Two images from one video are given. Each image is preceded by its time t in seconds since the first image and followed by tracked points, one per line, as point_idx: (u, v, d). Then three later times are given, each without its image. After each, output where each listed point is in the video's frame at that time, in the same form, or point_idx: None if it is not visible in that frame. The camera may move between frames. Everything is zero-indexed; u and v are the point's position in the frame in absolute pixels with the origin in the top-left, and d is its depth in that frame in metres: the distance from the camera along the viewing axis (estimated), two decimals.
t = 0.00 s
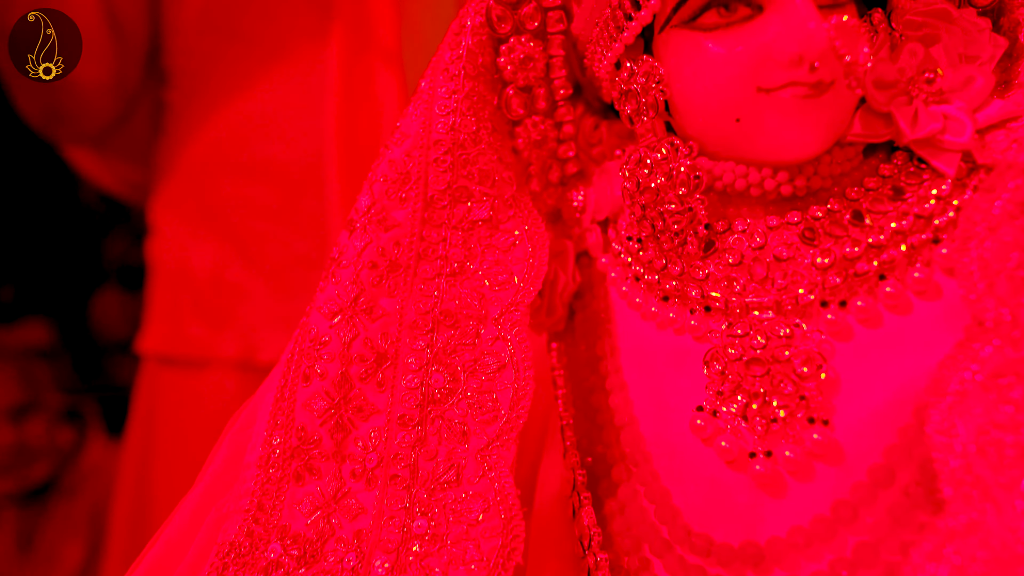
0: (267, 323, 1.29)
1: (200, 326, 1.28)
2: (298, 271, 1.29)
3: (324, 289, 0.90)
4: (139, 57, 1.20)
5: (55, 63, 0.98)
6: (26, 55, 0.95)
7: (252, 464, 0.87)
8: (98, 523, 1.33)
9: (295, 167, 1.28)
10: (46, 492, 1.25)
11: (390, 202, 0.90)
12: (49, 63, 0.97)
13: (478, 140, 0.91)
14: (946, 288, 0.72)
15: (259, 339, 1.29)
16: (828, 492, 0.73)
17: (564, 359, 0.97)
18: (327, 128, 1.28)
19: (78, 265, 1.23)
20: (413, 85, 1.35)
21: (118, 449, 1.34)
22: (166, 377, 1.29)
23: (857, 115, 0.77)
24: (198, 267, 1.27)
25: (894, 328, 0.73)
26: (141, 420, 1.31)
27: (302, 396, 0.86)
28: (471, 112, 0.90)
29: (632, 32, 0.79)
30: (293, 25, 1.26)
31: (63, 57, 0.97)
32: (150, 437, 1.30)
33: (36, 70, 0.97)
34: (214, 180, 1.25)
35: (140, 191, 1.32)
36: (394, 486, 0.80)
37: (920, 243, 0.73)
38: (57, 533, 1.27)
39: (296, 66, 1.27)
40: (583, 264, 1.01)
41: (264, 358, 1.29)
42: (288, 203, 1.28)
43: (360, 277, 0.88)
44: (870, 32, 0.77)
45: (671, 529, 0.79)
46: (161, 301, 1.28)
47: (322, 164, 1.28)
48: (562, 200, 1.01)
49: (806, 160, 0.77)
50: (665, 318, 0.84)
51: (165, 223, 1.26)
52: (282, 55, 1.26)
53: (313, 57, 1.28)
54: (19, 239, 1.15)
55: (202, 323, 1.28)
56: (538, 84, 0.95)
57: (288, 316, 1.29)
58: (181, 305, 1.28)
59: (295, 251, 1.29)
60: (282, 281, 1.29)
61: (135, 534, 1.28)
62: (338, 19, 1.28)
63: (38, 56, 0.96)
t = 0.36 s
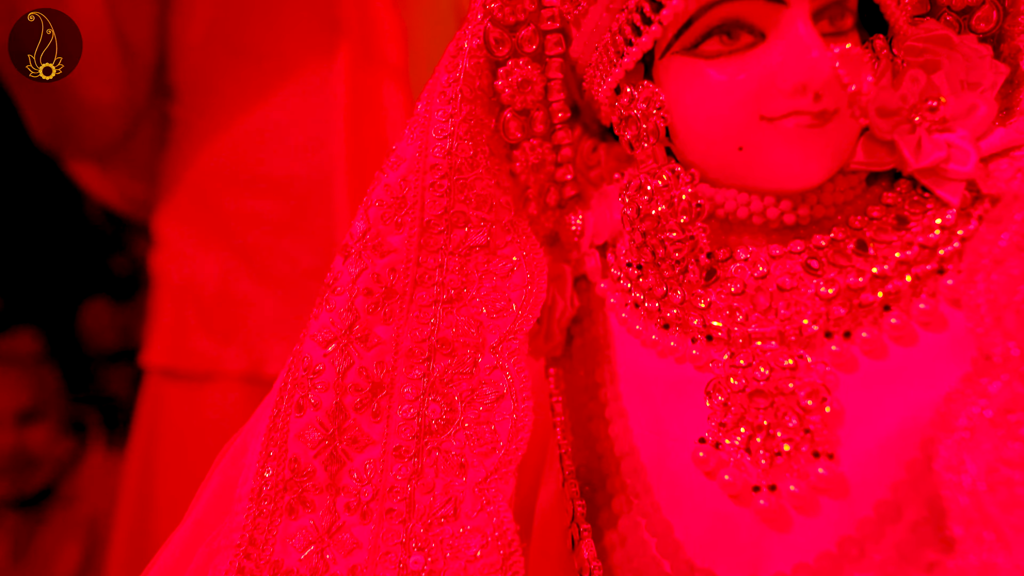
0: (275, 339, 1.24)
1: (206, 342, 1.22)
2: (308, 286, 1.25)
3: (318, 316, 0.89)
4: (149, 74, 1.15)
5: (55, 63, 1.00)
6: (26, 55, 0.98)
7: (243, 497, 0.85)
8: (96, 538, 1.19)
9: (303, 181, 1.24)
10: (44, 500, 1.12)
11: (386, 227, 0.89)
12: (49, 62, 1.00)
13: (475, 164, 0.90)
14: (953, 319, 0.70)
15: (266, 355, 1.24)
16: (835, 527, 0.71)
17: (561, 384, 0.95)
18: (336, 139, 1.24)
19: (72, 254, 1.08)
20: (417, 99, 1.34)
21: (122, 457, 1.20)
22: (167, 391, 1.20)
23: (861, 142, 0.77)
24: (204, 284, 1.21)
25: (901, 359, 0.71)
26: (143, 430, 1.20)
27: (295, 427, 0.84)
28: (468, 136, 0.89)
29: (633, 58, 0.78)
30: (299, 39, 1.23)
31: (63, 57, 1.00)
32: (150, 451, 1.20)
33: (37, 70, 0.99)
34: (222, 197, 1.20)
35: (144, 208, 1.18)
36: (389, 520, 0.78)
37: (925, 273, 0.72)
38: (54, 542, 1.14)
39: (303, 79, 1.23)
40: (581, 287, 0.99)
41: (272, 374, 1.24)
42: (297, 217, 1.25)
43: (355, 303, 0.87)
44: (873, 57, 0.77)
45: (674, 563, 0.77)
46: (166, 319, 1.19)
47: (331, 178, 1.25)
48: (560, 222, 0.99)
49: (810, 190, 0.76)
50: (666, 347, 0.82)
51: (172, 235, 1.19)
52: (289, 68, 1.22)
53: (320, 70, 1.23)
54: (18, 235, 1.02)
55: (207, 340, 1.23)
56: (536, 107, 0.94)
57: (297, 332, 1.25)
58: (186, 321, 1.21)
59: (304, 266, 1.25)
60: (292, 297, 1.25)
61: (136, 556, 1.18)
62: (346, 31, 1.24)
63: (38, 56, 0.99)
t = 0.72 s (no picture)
0: (279, 354, 1.21)
1: (208, 358, 1.17)
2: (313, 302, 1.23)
3: (307, 350, 0.87)
4: (151, 88, 1.11)
5: (55, 63, 0.97)
6: (26, 55, 0.95)
7: (230, 537, 0.83)
8: (87, 558, 1.07)
9: (308, 197, 1.22)
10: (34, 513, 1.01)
11: (377, 257, 0.87)
12: (50, 63, 0.97)
13: (469, 195, 0.88)
14: (953, 358, 0.70)
15: (270, 369, 1.20)
16: (836, 571, 0.68)
17: (557, 415, 0.94)
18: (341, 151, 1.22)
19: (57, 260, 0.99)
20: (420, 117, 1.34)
21: (121, 471, 1.09)
22: (169, 406, 1.12)
23: (859, 176, 0.76)
24: (205, 301, 1.16)
25: (902, 398, 0.70)
26: (142, 444, 1.11)
27: (284, 464, 0.83)
28: (460, 166, 0.87)
29: (629, 90, 0.76)
30: (303, 55, 1.22)
31: (63, 57, 0.97)
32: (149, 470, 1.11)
33: (37, 70, 0.96)
34: (225, 212, 1.16)
35: (145, 224, 1.11)
36: (381, 562, 0.76)
37: (925, 310, 0.71)
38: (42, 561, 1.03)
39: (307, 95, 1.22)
40: (576, 316, 0.98)
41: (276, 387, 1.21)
42: (302, 232, 1.22)
43: (345, 336, 0.85)
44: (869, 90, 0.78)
45: None
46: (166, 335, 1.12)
47: (337, 193, 1.22)
48: (555, 250, 0.98)
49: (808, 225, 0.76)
50: (662, 381, 0.79)
51: (174, 252, 1.13)
52: (294, 85, 1.21)
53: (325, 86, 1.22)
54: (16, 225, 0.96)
55: (209, 356, 1.17)
56: (530, 135, 0.92)
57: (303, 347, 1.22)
58: (187, 334, 1.15)
59: (309, 281, 1.22)
60: (296, 313, 1.22)
61: None
62: (351, 47, 1.23)
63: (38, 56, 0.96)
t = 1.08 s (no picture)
0: (279, 370, 1.17)
1: (206, 375, 1.12)
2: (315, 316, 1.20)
3: (295, 380, 0.86)
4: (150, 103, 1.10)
5: (55, 63, 0.96)
6: (26, 55, 0.94)
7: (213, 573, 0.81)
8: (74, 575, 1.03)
9: (310, 211, 1.20)
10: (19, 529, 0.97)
11: (366, 285, 0.86)
12: (50, 63, 0.96)
13: (460, 222, 0.87)
14: (950, 392, 0.69)
15: (270, 385, 1.16)
16: None
17: (549, 442, 0.93)
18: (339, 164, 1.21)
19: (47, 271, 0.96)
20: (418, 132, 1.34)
21: (113, 486, 1.05)
22: (166, 423, 1.09)
23: (854, 207, 0.76)
24: (203, 317, 1.12)
25: (897, 431, 0.69)
26: (137, 461, 1.07)
27: (271, 498, 0.80)
28: (451, 192, 0.86)
29: (622, 119, 0.76)
30: (303, 72, 1.21)
31: (63, 57, 0.96)
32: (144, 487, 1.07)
33: (37, 70, 0.95)
34: (225, 228, 1.14)
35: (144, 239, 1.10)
36: None
37: (921, 343, 0.71)
38: None
39: (308, 111, 1.21)
40: (568, 342, 0.97)
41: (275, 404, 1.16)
42: (304, 246, 1.20)
43: (334, 367, 0.83)
44: (862, 119, 0.76)
45: None
46: (164, 350, 1.09)
47: (338, 207, 1.21)
48: (546, 275, 0.96)
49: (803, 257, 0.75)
50: (656, 412, 0.78)
51: (170, 265, 1.10)
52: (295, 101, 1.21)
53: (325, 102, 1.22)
54: (16, 236, 0.93)
55: (206, 373, 1.13)
56: (522, 161, 0.91)
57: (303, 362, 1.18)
58: (185, 349, 1.11)
59: (310, 296, 1.20)
60: (297, 328, 1.18)
61: None
62: (351, 63, 1.23)
63: (38, 56, 0.95)
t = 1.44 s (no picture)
0: (272, 383, 1.21)
1: (201, 387, 1.15)
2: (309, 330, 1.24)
3: (280, 407, 0.84)
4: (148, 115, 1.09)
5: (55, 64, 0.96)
6: (26, 55, 0.95)
7: None
8: None
9: (305, 227, 1.22)
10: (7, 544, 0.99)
11: (353, 309, 0.85)
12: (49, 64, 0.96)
13: (447, 247, 0.87)
14: (938, 420, 0.69)
15: (262, 398, 1.20)
16: None
17: (537, 465, 0.92)
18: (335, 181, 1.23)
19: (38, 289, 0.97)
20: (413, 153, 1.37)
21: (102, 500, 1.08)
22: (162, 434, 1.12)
23: (842, 234, 0.76)
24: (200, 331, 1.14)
25: (887, 460, 0.69)
26: (134, 471, 1.11)
27: (255, 528, 0.79)
28: (439, 216, 0.85)
29: (611, 144, 0.75)
30: (302, 87, 1.22)
31: (63, 57, 0.96)
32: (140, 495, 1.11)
33: (37, 71, 0.95)
34: (221, 241, 1.15)
35: (140, 252, 1.09)
36: None
37: (910, 371, 0.70)
38: None
39: (306, 126, 1.22)
40: (556, 364, 0.96)
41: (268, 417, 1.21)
42: (298, 261, 1.22)
43: (320, 394, 0.82)
44: (849, 145, 0.77)
45: None
46: (162, 363, 1.10)
47: (333, 224, 1.24)
48: (535, 297, 0.96)
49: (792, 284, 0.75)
50: (645, 438, 0.77)
51: (166, 280, 1.11)
52: (293, 116, 1.21)
53: (324, 118, 1.23)
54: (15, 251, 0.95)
55: (201, 385, 1.15)
56: (510, 185, 0.91)
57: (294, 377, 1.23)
58: (181, 362, 1.13)
59: (304, 310, 1.23)
60: (290, 342, 1.22)
61: None
62: (350, 80, 1.24)
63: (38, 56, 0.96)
